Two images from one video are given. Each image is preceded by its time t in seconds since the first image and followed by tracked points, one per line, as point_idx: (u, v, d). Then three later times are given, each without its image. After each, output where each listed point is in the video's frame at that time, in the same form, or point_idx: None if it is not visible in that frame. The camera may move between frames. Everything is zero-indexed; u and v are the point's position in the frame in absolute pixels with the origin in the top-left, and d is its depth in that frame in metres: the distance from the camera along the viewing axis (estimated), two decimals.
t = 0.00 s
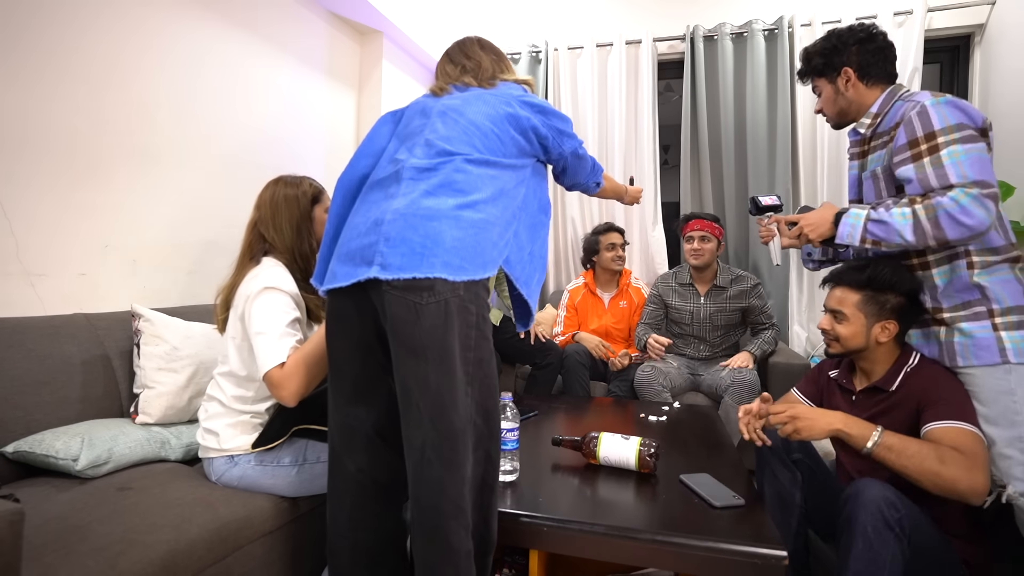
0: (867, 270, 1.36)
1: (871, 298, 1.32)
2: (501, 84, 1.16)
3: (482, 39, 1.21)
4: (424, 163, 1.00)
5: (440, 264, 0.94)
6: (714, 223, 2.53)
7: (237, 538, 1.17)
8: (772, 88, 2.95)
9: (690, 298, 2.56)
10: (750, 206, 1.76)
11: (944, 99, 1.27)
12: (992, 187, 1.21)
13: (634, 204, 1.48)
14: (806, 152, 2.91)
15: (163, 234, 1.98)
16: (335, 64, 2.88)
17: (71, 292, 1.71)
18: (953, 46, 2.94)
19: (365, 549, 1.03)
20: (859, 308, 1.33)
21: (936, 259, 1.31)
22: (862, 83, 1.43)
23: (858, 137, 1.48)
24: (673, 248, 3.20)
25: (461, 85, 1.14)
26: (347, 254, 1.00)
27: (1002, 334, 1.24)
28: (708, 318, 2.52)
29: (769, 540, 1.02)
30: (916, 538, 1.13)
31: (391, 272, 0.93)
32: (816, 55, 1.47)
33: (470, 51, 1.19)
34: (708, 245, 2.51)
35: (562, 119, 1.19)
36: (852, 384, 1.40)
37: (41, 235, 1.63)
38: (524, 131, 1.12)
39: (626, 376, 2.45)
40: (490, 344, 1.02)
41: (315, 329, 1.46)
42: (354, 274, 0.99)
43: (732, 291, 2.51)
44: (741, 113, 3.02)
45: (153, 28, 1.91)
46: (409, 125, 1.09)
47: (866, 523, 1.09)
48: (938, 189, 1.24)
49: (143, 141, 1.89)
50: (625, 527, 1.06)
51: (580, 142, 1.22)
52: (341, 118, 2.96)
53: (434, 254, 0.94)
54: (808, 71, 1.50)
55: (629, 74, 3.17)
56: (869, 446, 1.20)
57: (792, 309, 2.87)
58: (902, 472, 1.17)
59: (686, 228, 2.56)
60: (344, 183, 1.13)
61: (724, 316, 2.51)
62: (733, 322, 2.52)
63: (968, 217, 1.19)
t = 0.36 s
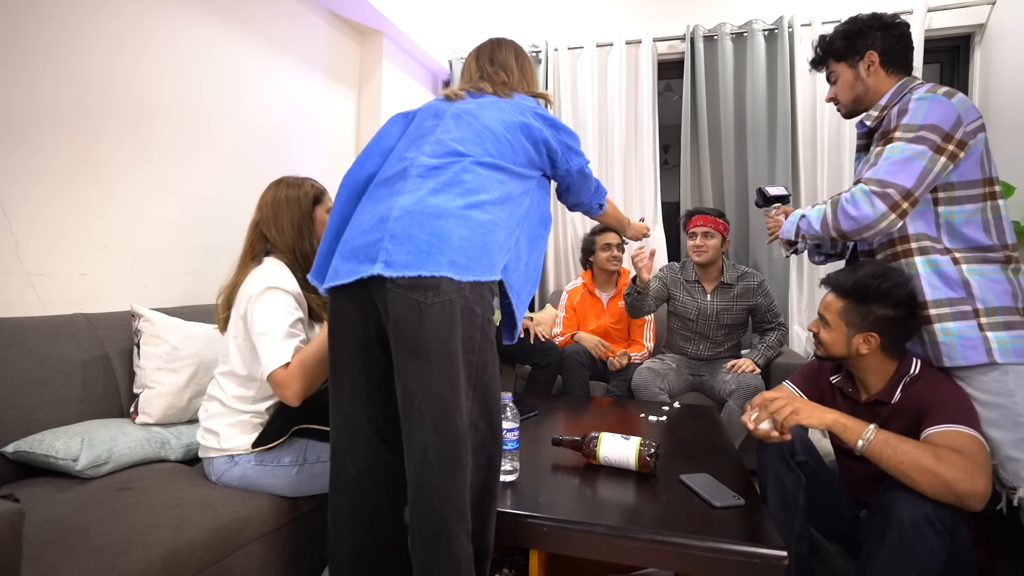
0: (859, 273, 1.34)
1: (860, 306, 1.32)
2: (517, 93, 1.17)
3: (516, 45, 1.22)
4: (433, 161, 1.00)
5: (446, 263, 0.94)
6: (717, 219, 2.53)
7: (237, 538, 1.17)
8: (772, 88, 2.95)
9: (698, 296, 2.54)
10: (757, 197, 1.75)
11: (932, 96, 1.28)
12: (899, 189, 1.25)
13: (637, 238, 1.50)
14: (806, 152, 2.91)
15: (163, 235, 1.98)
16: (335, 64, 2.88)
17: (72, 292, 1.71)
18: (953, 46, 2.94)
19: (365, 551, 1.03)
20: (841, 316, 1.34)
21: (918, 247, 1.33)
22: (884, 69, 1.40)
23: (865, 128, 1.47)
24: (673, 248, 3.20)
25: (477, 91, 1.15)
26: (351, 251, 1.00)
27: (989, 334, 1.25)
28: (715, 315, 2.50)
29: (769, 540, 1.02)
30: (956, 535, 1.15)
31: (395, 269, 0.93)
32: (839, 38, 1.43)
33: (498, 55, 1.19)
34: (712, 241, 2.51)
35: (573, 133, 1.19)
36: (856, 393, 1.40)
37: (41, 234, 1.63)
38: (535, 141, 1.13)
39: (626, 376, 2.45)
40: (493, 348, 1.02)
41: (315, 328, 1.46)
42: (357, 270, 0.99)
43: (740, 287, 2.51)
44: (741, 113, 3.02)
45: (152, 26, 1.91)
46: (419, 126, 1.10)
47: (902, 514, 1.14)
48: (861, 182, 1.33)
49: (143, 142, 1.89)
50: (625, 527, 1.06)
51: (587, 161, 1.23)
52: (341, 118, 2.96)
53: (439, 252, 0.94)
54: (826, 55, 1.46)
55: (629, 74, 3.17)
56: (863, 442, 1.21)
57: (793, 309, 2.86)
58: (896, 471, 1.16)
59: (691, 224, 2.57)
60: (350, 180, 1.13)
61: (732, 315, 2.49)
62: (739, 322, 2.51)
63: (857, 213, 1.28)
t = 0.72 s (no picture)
0: (860, 273, 1.35)
1: (858, 305, 1.33)
2: (524, 100, 1.17)
3: (523, 51, 1.22)
4: (440, 162, 1.01)
5: (453, 261, 0.94)
6: (720, 219, 2.52)
7: (237, 538, 1.17)
8: (771, 88, 2.94)
9: (699, 295, 2.53)
10: (773, 188, 1.69)
11: (956, 89, 1.28)
12: (919, 185, 1.25)
13: (635, 250, 1.59)
14: (806, 151, 2.91)
15: (163, 235, 1.98)
16: (335, 64, 2.88)
17: (72, 292, 1.71)
18: (953, 46, 2.94)
19: (366, 552, 1.03)
20: (838, 314, 1.36)
21: (922, 244, 1.32)
22: (909, 58, 1.39)
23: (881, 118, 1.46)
24: (673, 248, 3.20)
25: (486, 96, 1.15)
26: (356, 248, 1.00)
27: (983, 337, 1.25)
28: (717, 316, 2.49)
29: (768, 540, 1.02)
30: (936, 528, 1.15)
31: (401, 265, 0.93)
32: (866, 21, 1.40)
33: (504, 61, 1.20)
34: (713, 240, 2.51)
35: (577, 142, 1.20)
36: (858, 392, 1.42)
37: (41, 235, 1.64)
38: (541, 148, 1.13)
39: (625, 376, 2.45)
40: (497, 349, 1.02)
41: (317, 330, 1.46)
42: (362, 268, 0.98)
43: (742, 288, 2.51)
44: (741, 113, 3.02)
45: (151, 24, 1.91)
46: (425, 128, 1.10)
47: (879, 508, 1.15)
48: (879, 177, 1.32)
49: (144, 141, 1.90)
50: (625, 527, 1.06)
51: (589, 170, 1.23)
52: (341, 119, 2.96)
53: (447, 250, 0.94)
54: (853, 37, 1.43)
55: (629, 74, 3.17)
56: (846, 445, 1.23)
57: (792, 309, 2.86)
58: (874, 472, 1.17)
59: (695, 222, 2.57)
60: (355, 179, 1.13)
61: (734, 316, 2.49)
62: (741, 323, 2.51)
63: (874, 208, 1.28)
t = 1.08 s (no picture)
0: (847, 272, 1.40)
1: (841, 306, 1.38)
2: (526, 101, 1.18)
3: (509, 50, 1.22)
4: (441, 161, 1.01)
5: (455, 261, 0.94)
6: (720, 217, 2.53)
7: (236, 538, 1.17)
8: (771, 88, 2.94)
9: (701, 295, 2.53)
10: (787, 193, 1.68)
11: (966, 91, 1.28)
12: (936, 193, 1.25)
13: (637, 247, 1.59)
14: (806, 151, 2.91)
15: (163, 235, 1.97)
16: (335, 64, 2.88)
17: (72, 292, 1.71)
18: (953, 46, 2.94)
19: (367, 552, 1.03)
20: (825, 313, 1.42)
21: (920, 248, 1.32)
22: (919, 54, 1.39)
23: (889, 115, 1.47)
24: (673, 248, 3.20)
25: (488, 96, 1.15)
26: (357, 247, 1.00)
27: (975, 340, 1.25)
28: (717, 316, 2.49)
29: (768, 540, 1.02)
30: (929, 523, 1.16)
31: (402, 265, 0.93)
32: (875, 19, 1.40)
33: (496, 63, 1.19)
34: (712, 239, 2.52)
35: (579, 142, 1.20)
36: (853, 391, 1.43)
37: (41, 235, 1.64)
38: (543, 147, 1.13)
39: (625, 376, 2.45)
40: (498, 348, 1.02)
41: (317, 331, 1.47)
42: (364, 267, 0.99)
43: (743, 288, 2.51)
44: (741, 113, 3.02)
45: (150, 21, 1.91)
46: (426, 127, 1.10)
47: (873, 505, 1.15)
48: (894, 185, 1.32)
49: (145, 141, 1.90)
50: (625, 526, 1.06)
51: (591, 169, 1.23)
52: (341, 119, 2.96)
53: (449, 249, 0.94)
54: (861, 35, 1.43)
55: (629, 74, 3.17)
56: (832, 449, 1.25)
57: (792, 308, 2.86)
58: (862, 473, 1.18)
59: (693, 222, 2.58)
60: (355, 178, 1.13)
61: (733, 315, 2.49)
62: (741, 323, 2.51)
63: (893, 219, 1.27)
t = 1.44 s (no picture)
0: (847, 272, 1.40)
1: (840, 305, 1.38)
2: (523, 94, 1.17)
3: (517, 41, 1.21)
4: (437, 160, 1.01)
5: (454, 261, 0.94)
6: (719, 216, 2.53)
7: (237, 538, 1.17)
8: (771, 88, 2.94)
9: (699, 294, 2.53)
10: (790, 189, 1.69)
11: (964, 91, 1.28)
12: (936, 192, 1.25)
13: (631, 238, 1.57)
14: (806, 151, 2.91)
15: (162, 235, 1.97)
16: (334, 64, 2.88)
17: (72, 292, 1.71)
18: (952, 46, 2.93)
19: (367, 552, 1.03)
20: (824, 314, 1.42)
21: (920, 249, 1.32)
22: (920, 57, 1.39)
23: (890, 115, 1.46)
24: (673, 247, 3.20)
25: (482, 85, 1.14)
26: (355, 249, 1.00)
27: (974, 339, 1.25)
28: (716, 315, 2.49)
29: (768, 540, 1.03)
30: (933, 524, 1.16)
31: (401, 265, 0.93)
32: (877, 22, 1.40)
33: (498, 50, 1.19)
34: (712, 238, 2.51)
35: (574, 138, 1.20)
36: (851, 389, 1.43)
37: (42, 236, 1.64)
38: (539, 144, 1.13)
39: (625, 376, 2.45)
40: (498, 349, 1.02)
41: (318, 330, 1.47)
42: (362, 268, 0.99)
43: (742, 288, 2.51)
44: (741, 113, 3.03)
45: (148, 18, 1.90)
46: (421, 124, 1.10)
47: (873, 505, 1.15)
48: (894, 184, 1.32)
49: (144, 141, 1.90)
50: (625, 527, 1.06)
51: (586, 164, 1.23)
52: (341, 119, 2.96)
53: (448, 250, 0.94)
54: (863, 38, 1.43)
55: (629, 74, 3.17)
56: (834, 450, 1.25)
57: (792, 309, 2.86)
58: (863, 473, 1.18)
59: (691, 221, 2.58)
60: (350, 177, 1.13)
61: (733, 314, 2.49)
62: (740, 322, 2.51)
63: (892, 218, 1.27)
